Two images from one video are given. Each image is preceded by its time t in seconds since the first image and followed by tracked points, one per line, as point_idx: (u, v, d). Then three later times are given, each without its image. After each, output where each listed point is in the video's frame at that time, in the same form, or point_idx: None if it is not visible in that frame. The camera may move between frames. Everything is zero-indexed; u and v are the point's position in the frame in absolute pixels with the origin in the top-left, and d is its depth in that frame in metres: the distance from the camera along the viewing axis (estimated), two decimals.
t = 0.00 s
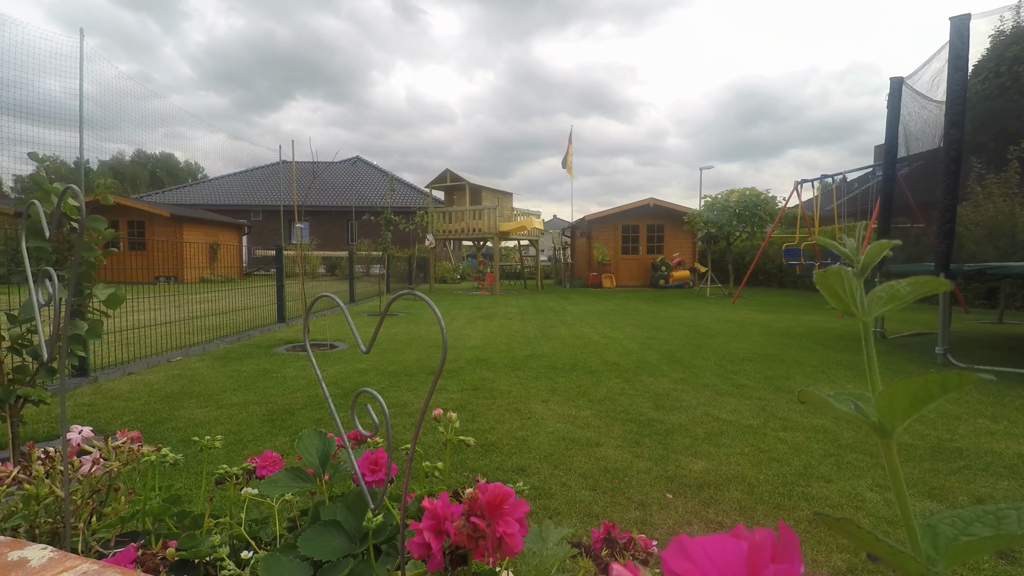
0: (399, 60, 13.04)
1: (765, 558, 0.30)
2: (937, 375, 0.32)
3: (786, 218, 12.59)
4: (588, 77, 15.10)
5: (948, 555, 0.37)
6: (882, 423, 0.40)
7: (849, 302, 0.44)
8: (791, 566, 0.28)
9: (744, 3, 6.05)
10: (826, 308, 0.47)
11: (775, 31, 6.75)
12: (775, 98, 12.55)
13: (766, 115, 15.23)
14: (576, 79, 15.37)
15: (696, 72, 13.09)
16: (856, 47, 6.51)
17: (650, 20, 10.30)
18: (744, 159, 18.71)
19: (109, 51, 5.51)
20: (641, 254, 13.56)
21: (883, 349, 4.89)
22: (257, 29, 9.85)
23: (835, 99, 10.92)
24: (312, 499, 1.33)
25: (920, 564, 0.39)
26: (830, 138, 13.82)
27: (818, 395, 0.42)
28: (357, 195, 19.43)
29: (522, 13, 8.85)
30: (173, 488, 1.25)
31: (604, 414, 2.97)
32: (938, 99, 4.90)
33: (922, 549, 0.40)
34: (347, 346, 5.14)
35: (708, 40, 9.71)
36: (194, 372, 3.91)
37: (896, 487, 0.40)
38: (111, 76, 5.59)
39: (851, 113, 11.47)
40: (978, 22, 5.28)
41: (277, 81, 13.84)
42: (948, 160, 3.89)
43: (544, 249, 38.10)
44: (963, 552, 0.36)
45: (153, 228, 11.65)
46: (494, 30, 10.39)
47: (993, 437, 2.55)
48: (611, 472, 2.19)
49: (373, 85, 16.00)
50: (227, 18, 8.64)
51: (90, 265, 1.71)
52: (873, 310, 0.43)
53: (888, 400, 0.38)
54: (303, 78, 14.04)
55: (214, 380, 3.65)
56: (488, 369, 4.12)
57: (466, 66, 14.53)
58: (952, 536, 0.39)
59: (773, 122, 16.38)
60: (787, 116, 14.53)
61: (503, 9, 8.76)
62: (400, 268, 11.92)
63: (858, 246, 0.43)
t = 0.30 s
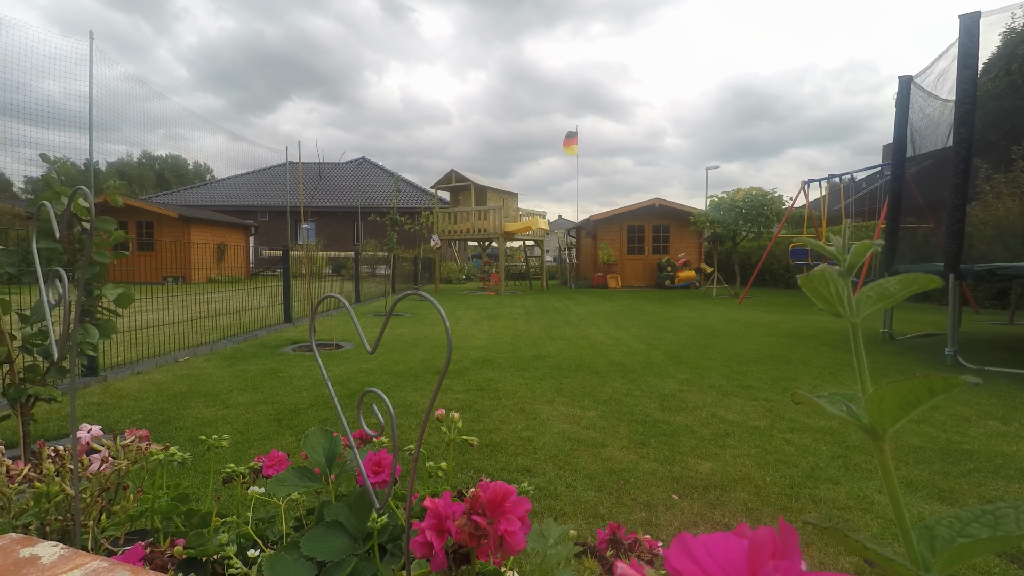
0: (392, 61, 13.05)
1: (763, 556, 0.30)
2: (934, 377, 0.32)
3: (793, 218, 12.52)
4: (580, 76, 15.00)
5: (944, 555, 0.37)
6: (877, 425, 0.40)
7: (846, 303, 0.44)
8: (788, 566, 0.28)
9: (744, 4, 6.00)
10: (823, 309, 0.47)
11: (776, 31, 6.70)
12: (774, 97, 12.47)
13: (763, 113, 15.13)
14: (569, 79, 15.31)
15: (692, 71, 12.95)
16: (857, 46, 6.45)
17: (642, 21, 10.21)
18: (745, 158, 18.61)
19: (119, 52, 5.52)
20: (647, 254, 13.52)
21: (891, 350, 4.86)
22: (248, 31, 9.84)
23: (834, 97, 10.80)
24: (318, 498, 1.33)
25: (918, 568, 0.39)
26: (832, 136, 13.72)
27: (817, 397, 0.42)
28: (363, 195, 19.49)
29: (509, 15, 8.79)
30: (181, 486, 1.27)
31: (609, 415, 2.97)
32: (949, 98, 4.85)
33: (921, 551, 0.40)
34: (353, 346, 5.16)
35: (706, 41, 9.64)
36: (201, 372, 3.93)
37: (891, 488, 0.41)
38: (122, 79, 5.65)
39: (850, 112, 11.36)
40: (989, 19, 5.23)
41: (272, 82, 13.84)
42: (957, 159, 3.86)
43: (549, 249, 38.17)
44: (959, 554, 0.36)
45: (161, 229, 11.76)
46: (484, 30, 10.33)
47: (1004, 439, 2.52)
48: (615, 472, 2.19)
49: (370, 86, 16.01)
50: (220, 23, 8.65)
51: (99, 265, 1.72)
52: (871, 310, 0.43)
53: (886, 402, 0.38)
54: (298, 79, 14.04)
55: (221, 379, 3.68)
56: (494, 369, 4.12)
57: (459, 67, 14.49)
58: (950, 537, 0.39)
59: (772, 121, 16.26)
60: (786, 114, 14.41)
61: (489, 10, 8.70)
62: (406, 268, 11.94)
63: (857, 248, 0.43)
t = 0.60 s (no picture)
0: (384, 62, 13.05)
1: (767, 555, 0.30)
2: (935, 377, 0.31)
3: (799, 218, 12.44)
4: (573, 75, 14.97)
5: (949, 559, 0.36)
6: (879, 427, 0.40)
7: (842, 307, 0.43)
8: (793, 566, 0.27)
9: (746, 3, 5.94)
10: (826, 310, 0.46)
11: (776, 30, 6.62)
12: (771, 94, 12.38)
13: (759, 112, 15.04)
14: (561, 79, 15.27)
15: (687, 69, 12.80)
16: (858, 45, 6.39)
17: (630, 20, 10.17)
18: (745, 156, 18.52)
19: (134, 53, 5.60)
20: (652, 254, 13.48)
21: (899, 351, 4.82)
22: (238, 32, 9.81)
23: (832, 95, 10.68)
24: (324, 497, 1.34)
25: (922, 569, 0.39)
26: (831, 134, 13.63)
27: (818, 398, 0.42)
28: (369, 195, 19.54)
29: (495, 14, 8.70)
30: (189, 484, 1.27)
31: (614, 415, 2.96)
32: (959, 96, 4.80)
33: (924, 554, 0.40)
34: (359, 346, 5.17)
35: (706, 40, 9.54)
36: (209, 371, 3.96)
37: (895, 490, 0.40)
38: (131, 81, 5.75)
39: (848, 109, 11.24)
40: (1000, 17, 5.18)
41: (266, 82, 13.80)
42: (968, 157, 3.82)
43: (553, 249, 38.21)
44: (963, 555, 0.36)
45: (169, 229, 11.86)
46: (473, 29, 10.25)
47: (1014, 441, 2.50)
48: (621, 473, 2.18)
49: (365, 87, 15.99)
50: (211, 24, 8.65)
51: (110, 266, 1.74)
52: (869, 312, 0.43)
53: (886, 402, 0.38)
54: (294, 79, 14.02)
55: (228, 378, 3.70)
56: (499, 369, 4.12)
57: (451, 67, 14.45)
58: (952, 539, 0.39)
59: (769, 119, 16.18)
60: (782, 112, 14.31)
61: (473, 7, 8.62)
62: (411, 268, 11.95)
63: (862, 248, 0.42)
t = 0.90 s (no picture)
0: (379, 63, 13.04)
1: (778, 557, 0.30)
2: (952, 379, 0.31)
3: (806, 217, 12.37)
4: (565, 74, 14.92)
5: (963, 562, 0.36)
6: (896, 427, 0.39)
7: (862, 304, 0.43)
8: (805, 567, 0.27)
9: (745, 3, 5.91)
10: (836, 311, 0.46)
11: (776, 30, 6.58)
12: (768, 93, 12.28)
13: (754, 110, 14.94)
14: (554, 78, 15.22)
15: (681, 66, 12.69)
16: (859, 44, 6.33)
17: (620, 20, 10.11)
18: (747, 155, 18.42)
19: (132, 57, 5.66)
20: (658, 254, 13.44)
21: (908, 351, 4.79)
22: (228, 33, 9.78)
23: (830, 93, 10.58)
24: (330, 496, 1.34)
25: (935, 572, 0.39)
26: (830, 134, 13.47)
27: (831, 398, 0.41)
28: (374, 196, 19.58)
29: (482, 14, 8.64)
30: (196, 483, 1.29)
31: (619, 416, 2.96)
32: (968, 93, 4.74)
33: (939, 557, 0.39)
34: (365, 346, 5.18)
35: (706, 39, 9.43)
36: (215, 371, 3.98)
37: (911, 492, 0.40)
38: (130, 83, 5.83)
39: (845, 108, 11.13)
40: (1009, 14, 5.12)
41: (261, 83, 13.69)
42: (976, 156, 3.78)
43: (558, 249, 38.17)
44: (979, 560, 0.35)
45: (176, 230, 11.95)
46: (463, 29, 10.20)
47: None
48: (626, 473, 2.18)
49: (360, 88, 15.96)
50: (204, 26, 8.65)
51: (118, 266, 1.76)
52: (887, 311, 0.42)
53: (903, 405, 0.37)
54: (289, 80, 13.97)
55: (235, 378, 3.73)
56: (504, 370, 4.12)
57: (443, 67, 14.41)
58: (970, 543, 0.39)
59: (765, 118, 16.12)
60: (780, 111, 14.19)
61: (460, 7, 8.57)
62: (416, 268, 11.96)
63: (874, 247, 0.42)
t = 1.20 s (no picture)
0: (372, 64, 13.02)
1: (780, 557, 0.30)
2: (950, 380, 0.31)
3: (813, 217, 12.31)
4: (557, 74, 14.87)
5: (965, 564, 0.36)
6: (894, 429, 0.39)
7: (857, 305, 0.42)
8: (806, 567, 0.27)
9: (745, 3, 5.87)
10: (836, 311, 0.46)
11: (777, 30, 6.55)
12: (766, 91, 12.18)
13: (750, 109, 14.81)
14: (547, 79, 15.17)
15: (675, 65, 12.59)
16: (862, 43, 6.29)
17: (609, 20, 10.02)
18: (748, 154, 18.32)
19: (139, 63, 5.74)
20: (663, 254, 13.40)
21: (915, 351, 4.76)
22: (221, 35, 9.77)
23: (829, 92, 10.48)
24: (335, 495, 1.35)
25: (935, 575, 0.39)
26: (829, 133, 13.37)
27: (832, 400, 0.41)
28: (379, 196, 19.62)
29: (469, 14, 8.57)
30: (202, 482, 1.29)
31: (624, 416, 2.95)
32: (977, 91, 4.69)
33: (941, 559, 0.39)
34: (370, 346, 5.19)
35: (706, 39, 9.34)
36: (222, 370, 4.00)
37: (909, 495, 0.39)
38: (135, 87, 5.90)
39: (843, 106, 11.02)
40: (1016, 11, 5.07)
41: (258, 84, 13.68)
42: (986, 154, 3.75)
43: (564, 249, 38.16)
44: (978, 562, 0.35)
45: (183, 231, 12.05)
46: (452, 30, 10.12)
47: None
48: (631, 474, 2.17)
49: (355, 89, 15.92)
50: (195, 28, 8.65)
51: (125, 266, 1.77)
52: (886, 311, 0.42)
53: (903, 406, 0.37)
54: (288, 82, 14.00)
55: (241, 378, 3.74)
56: (508, 369, 4.13)
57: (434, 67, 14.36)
58: (971, 545, 0.38)
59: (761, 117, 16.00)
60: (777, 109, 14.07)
61: (446, 6, 8.51)
62: (420, 268, 11.97)
63: (875, 246, 0.42)
